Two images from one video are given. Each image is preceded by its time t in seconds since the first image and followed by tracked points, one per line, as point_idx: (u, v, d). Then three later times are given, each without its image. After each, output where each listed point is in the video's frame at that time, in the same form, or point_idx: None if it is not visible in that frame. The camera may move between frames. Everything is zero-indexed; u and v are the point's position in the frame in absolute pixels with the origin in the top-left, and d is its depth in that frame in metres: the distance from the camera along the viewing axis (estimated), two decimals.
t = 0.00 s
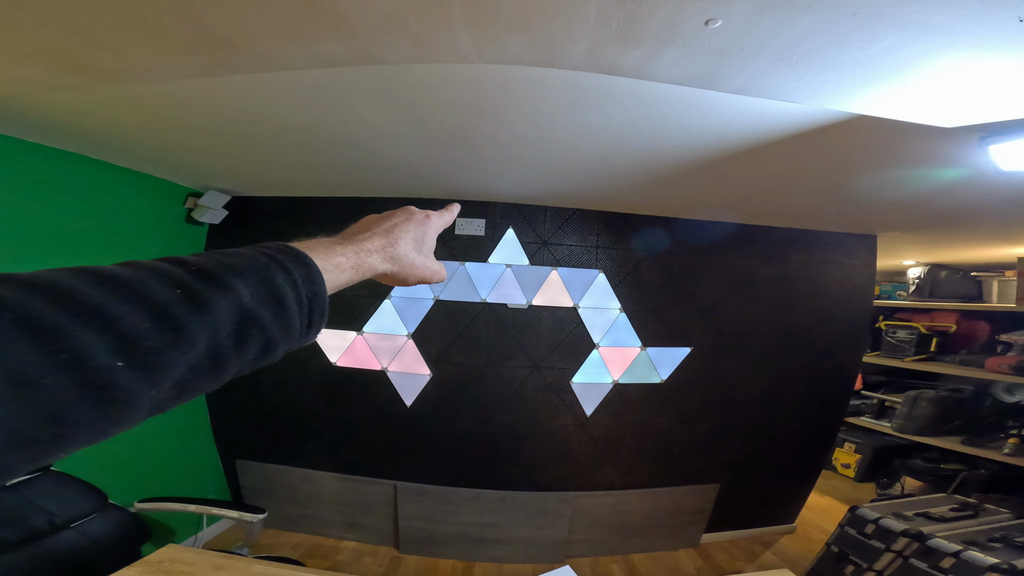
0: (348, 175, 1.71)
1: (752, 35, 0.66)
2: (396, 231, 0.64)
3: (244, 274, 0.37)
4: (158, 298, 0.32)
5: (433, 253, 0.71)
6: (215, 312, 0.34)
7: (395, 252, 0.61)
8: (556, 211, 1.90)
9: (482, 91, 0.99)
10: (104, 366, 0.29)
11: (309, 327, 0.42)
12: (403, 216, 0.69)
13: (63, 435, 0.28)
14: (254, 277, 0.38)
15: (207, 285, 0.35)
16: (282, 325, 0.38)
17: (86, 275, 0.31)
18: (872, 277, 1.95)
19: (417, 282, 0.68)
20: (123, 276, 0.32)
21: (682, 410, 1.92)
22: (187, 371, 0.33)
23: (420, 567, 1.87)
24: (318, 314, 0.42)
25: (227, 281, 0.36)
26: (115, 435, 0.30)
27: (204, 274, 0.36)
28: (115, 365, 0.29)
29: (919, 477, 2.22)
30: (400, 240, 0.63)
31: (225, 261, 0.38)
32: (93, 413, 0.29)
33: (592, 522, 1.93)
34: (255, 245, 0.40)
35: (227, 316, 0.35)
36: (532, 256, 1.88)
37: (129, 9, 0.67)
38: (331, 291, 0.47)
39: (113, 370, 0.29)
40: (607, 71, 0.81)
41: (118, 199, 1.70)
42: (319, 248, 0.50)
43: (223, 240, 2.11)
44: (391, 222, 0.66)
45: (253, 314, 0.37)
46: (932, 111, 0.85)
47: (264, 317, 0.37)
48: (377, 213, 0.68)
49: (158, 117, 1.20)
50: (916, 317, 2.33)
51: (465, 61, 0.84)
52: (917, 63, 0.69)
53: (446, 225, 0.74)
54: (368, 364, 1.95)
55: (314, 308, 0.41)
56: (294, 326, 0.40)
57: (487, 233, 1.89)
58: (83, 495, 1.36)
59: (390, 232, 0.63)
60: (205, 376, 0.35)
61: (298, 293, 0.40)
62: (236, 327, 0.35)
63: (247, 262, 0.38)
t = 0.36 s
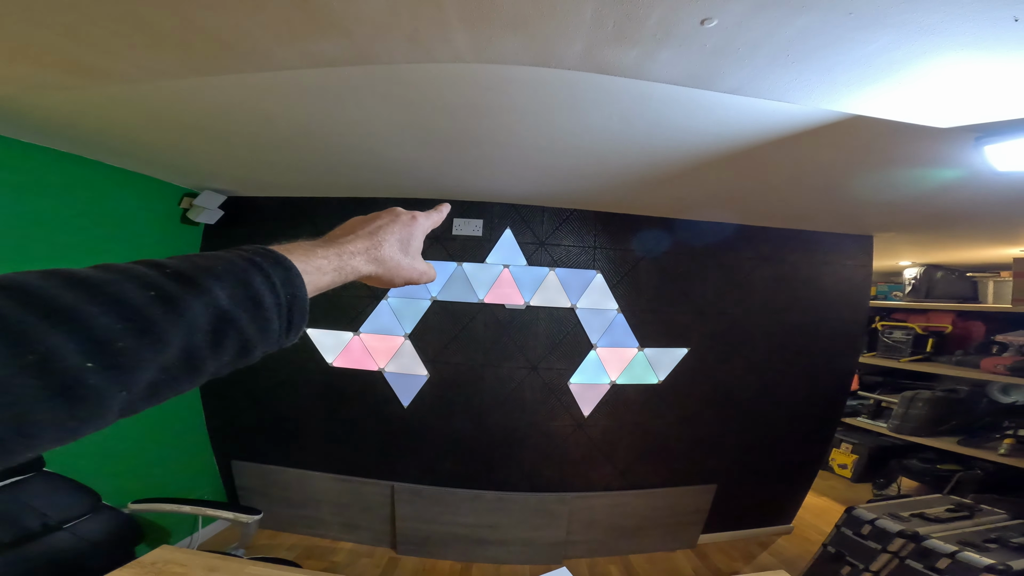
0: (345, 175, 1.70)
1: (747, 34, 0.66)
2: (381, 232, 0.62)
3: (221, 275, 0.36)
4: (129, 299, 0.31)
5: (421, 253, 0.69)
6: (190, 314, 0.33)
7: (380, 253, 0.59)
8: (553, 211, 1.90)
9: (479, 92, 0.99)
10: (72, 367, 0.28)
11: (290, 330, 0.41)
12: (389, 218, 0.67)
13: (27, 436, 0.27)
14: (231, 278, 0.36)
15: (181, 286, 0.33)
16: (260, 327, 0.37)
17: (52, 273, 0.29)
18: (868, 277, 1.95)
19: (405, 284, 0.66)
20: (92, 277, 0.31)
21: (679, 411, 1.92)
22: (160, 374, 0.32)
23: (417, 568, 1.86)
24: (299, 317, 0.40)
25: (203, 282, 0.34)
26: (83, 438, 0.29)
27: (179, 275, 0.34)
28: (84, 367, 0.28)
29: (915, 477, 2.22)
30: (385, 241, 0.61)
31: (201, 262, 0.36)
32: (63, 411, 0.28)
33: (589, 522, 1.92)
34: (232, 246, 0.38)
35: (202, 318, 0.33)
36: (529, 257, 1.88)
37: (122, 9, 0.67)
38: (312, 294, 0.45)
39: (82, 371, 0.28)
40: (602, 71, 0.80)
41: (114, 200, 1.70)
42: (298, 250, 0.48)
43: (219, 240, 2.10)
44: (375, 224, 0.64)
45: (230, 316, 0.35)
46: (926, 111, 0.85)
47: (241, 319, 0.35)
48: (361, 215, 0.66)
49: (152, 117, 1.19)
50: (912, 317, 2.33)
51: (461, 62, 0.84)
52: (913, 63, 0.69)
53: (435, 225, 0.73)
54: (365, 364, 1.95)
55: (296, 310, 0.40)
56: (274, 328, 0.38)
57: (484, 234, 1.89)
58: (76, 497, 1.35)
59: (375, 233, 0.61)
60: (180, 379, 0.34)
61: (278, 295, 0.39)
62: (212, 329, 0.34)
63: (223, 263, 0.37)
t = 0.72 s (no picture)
0: (343, 175, 1.70)
1: (742, 35, 0.66)
2: (373, 226, 0.62)
3: (213, 270, 0.36)
4: (121, 292, 0.31)
5: (415, 247, 0.69)
6: (183, 308, 0.33)
7: (373, 248, 0.60)
8: (551, 212, 1.91)
9: (478, 92, 1.00)
10: (65, 360, 0.28)
11: (282, 325, 0.41)
12: (381, 211, 0.65)
13: (17, 431, 0.27)
14: (224, 273, 0.37)
15: (174, 281, 0.34)
16: (253, 322, 0.38)
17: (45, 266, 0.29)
18: (864, 278, 1.96)
19: (400, 278, 0.66)
20: (85, 271, 0.31)
21: (676, 411, 1.93)
22: (152, 368, 0.32)
23: (415, 569, 1.86)
24: (291, 311, 0.41)
25: (197, 276, 0.35)
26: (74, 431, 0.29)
27: (171, 270, 0.35)
28: (77, 359, 0.28)
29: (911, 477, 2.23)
30: (378, 236, 0.61)
31: (194, 258, 0.37)
32: (55, 403, 0.28)
33: (587, 522, 1.92)
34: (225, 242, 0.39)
35: (195, 312, 0.34)
36: (527, 257, 1.89)
37: (120, 9, 0.67)
38: (306, 290, 0.45)
39: (73, 364, 0.28)
40: (600, 72, 0.81)
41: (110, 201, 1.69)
42: (290, 247, 0.48)
43: (216, 240, 2.10)
44: (368, 217, 0.63)
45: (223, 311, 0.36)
46: (919, 113, 0.86)
47: (235, 314, 0.36)
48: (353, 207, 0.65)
49: (150, 117, 1.19)
50: (908, 318, 2.35)
51: (460, 63, 0.84)
52: (908, 63, 0.69)
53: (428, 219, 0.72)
54: (363, 364, 1.95)
55: (289, 305, 0.41)
56: (267, 323, 0.39)
57: (482, 234, 1.89)
58: (72, 497, 1.34)
59: (367, 227, 0.61)
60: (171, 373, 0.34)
61: (271, 290, 0.39)
62: (205, 323, 0.35)
63: (216, 259, 0.37)
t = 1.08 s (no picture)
0: (343, 174, 1.71)
1: (743, 36, 0.66)
2: (387, 200, 0.56)
3: (237, 246, 0.34)
4: (146, 269, 0.29)
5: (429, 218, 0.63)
6: (210, 285, 0.32)
7: (388, 225, 0.54)
8: (552, 211, 1.91)
9: (478, 92, 1.00)
10: (94, 337, 0.26)
11: (307, 304, 0.39)
12: (391, 181, 0.60)
13: (54, 408, 0.26)
14: (248, 249, 0.35)
15: (198, 257, 0.32)
16: (280, 300, 0.36)
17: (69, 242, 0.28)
18: (865, 277, 1.96)
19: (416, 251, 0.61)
20: (109, 247, 0.29)
21: (676, 409, 1.93)
22: (181, 347, 0.31)
23: (415, 566, 1.87)
24: (316, 290, 0.39)
25: (221, 253, 0.33)
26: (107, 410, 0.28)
27: (194, 245, 0.33)
28: (106, 337, 0.27)
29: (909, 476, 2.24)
30: (393, 211, 0.55)
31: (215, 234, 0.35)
32: (88, 382, 0.27)
33: (587, 521, 1.93)
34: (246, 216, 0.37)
35: (222, 290, 0.32)
36: (528, 256, 1.89)
37: (123, 9, 0.67)
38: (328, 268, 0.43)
39: (103, 342, 0.27)
40: (600, 71, 0.81)
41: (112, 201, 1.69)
42: (308, 225, 0.44)
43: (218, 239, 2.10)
44: (378, 189, 0.57)
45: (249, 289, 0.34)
46: (921, 112, 0.86)
47: (261, 292, 0.34)
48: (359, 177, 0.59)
49: (152, 116, 1.19)
50: (907, 317, 2.35)
51: (460, 62, 0.84)
52: (907, 64, 0.69)
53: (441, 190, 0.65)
54: (364, 363, 1.95)
55: (312, 283, 0.39)
56: (292, 302, 0.37)
57: (482, 233, 1.89)
58: (76, 495, 1.35)
59: (381, 202, 0.55)
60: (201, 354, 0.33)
61: (295, 268, 0.37)
62: (232, 302, 0.33)
63: (238, 235, 0.35)
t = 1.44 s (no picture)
0: (346, 166, 1.70)
1: (751, 27, 0.65)
2: (371, 221, 0.47)
3: (196, 278, 0.32)
4: (97, 305, 0.27)
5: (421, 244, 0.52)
6: (164, 320, 0.29)
7: (368, 250, 0.45)
8: (555, 203, 1.89)
9: (483, 83, 0.99)
10: (48, 378, 0.25)
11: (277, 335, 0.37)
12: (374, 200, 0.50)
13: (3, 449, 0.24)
14: (207, 281, 0.32)
15: (157, 290, 0.30)
16: (244, 333, 0.33)
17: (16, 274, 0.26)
18: (872, 270, 1.93)
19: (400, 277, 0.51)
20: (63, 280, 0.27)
21: (679, 401, 1.94)
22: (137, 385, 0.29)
23: (419, 555, 1.91)
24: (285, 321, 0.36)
25: (181, 285, 0.31)
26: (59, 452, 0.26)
27: (152, 278, 0.30)
28: (57, 378, 0.25)
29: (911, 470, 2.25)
30: (376, 234, 0.46)
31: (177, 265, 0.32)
32: (42, 420, 0.25)
33: (589, 511, 1.96)
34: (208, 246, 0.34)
35: (179, 324, 0.30)
36: (531, 248, 1.88)
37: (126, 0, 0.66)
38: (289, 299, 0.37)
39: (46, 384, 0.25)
40: (605, 62, 0.79)
41: (115, 196, 1.69)
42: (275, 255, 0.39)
43: (224, 230, 2.10)
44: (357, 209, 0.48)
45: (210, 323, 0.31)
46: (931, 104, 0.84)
47: (223, 324, 0.32)
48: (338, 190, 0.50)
49: (156, 109, 1.19)
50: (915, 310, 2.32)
51: (465, 54, 0.83)
52: (919, 57, 0.68)
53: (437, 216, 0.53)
54: (369, 354, 1.97)
55: (282, 314, 0.36)
56: (261, 334, 0.35)
57: (486, 224, 1.89)
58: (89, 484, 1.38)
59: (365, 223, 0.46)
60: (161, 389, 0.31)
61: (260, 298, 0.34)
62: (192, 336, 0.31)
63: (199, 264, 0.32)
